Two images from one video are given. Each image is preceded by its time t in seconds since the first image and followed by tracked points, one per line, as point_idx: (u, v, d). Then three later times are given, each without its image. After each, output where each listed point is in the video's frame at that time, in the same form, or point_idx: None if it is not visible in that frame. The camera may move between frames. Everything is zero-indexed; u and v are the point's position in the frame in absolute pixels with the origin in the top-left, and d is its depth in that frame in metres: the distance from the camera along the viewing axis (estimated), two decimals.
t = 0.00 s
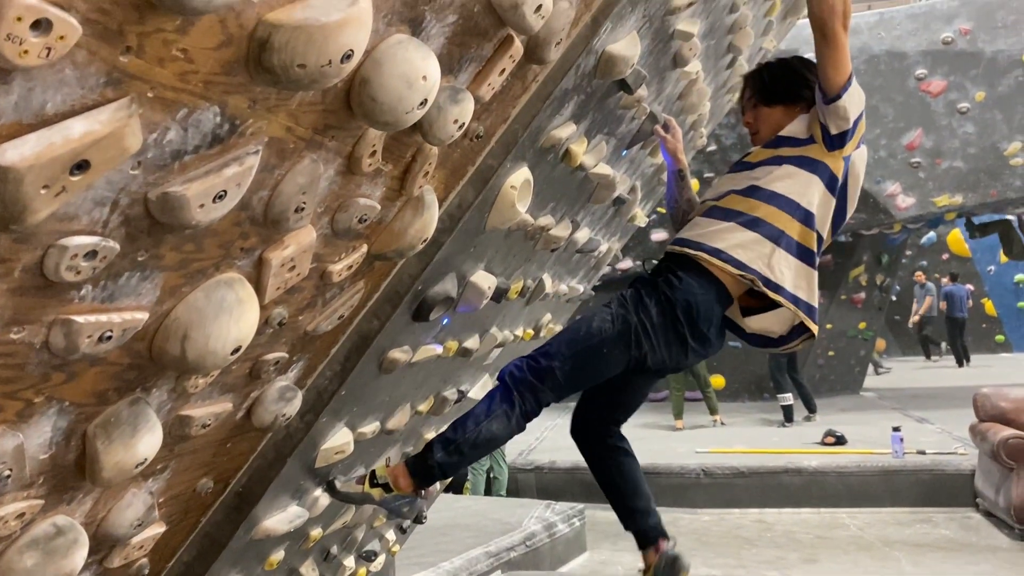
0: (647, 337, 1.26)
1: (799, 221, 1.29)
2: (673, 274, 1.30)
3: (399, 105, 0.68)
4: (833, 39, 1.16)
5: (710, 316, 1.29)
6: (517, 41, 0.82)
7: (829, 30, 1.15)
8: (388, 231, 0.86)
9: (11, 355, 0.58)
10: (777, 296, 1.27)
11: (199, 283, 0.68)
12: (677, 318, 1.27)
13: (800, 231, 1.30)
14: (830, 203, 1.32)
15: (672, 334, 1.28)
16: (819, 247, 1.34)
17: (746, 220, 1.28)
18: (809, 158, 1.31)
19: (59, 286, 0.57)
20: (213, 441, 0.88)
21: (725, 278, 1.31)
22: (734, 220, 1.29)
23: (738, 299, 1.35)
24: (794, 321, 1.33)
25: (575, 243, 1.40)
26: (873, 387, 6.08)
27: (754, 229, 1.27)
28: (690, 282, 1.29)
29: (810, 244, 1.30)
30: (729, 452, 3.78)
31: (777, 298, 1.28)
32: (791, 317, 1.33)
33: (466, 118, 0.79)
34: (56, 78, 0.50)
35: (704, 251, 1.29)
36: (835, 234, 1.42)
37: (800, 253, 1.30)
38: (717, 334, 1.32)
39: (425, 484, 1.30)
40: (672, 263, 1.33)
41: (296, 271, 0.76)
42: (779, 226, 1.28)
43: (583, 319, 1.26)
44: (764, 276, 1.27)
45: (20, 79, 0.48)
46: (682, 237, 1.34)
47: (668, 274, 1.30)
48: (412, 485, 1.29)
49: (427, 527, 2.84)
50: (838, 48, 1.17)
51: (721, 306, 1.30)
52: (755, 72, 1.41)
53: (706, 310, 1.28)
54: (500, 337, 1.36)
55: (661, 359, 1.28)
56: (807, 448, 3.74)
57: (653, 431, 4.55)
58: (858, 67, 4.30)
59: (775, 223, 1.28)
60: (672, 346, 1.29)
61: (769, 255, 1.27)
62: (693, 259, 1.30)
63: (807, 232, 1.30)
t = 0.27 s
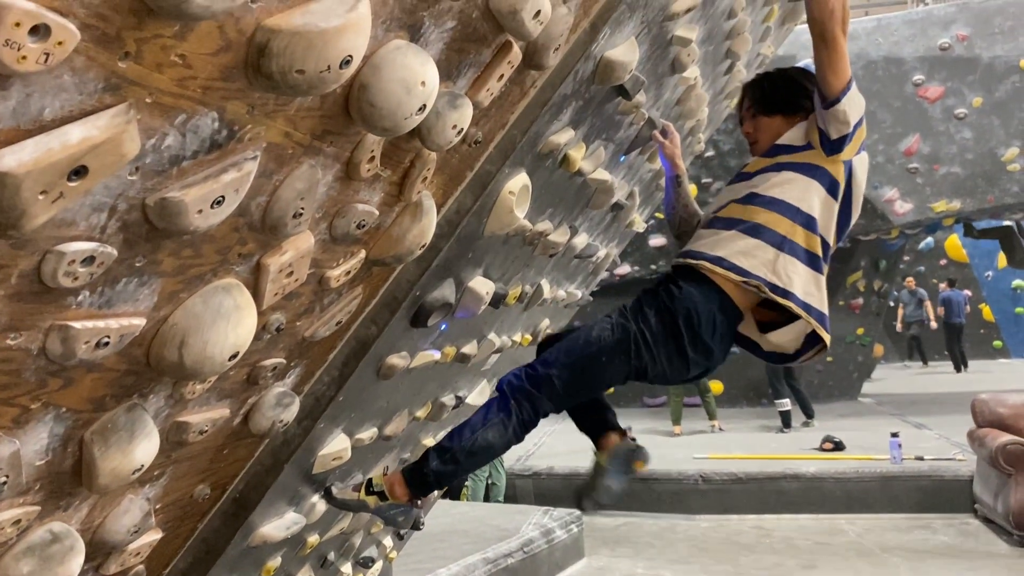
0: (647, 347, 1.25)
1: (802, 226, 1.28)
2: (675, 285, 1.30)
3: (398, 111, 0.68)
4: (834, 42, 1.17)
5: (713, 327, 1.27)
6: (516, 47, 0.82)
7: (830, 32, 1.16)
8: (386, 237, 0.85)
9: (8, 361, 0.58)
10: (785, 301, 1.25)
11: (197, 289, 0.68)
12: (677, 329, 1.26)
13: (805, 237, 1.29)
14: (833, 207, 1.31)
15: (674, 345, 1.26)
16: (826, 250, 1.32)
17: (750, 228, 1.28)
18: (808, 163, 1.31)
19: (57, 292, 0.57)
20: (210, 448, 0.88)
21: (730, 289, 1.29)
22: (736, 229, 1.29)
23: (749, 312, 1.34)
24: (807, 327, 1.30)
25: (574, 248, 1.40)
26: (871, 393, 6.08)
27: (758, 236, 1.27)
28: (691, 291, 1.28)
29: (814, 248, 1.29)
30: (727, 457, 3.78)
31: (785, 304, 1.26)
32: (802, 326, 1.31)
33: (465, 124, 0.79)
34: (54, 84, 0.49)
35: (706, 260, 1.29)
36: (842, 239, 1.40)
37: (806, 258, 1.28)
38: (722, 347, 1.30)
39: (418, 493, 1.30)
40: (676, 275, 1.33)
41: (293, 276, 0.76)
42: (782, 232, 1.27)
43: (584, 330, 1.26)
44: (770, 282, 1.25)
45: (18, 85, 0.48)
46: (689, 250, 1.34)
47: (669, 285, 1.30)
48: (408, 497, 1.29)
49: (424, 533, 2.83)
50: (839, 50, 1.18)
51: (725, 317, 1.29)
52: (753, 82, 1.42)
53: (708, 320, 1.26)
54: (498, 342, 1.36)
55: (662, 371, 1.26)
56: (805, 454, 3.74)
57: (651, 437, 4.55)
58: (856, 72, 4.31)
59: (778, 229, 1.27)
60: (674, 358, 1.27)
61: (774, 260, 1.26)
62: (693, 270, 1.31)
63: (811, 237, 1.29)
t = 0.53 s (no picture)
0: (648, 366, 1.25)
1: (804, 237, 1.28)
2: (678, 302, 1.29)
3: (395, 114, 0.67)
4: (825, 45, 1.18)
5: (715, 346, 1.27)
6: (513, 50, 0.82)
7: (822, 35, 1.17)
8: (384, 240, 0.85)
9: (4, 363, 0.57)
10: (793, 313, 1.25)
11: (193, 291, 0.67)
12: (679, 348, 1.26)
13: (807, 248, 1.28)
14: (833, 213, 1.30)
15: (675, 363, 1.27)
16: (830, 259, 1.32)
17: (754, 243, 1.27)
18: (805, 172, 1.30)
19: (53, 294, 0.57)
20: (207, 451, 0.88)
21: (734, 305, 1.29)
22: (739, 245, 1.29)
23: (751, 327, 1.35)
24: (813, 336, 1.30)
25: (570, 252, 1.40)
26: (868, 398, 6.08)
27: (762, 251, 1.26)
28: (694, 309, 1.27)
29: (818, 257, 1.29)
30: (724, 462, 3.78)
31: (792, 316, 1.26)
32: (810, 336, 1.31)
33: (462, 127, 0.79)
34: (51, 85, 0.49)
35: (709, 277, 1.29)
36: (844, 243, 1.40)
37: (811, 268, 1.28)
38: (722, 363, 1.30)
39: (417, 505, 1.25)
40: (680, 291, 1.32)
41: (290, 279, 0.76)
42: (785, 244, 1.27)
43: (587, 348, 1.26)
44: (775, 296, 1.25)
45: (14, 86, 0.47)
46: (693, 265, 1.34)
47: (672, 301, 1.29)
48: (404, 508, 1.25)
49: (421, 538, 2.82)
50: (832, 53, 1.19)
51: (728, 335, 1.28)
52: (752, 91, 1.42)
53: (711, 339, 1.26)
54: (495, 346, 1.36)
55: (662, 389, 1.27)
56: (802, 458, 3.74)
57: (648, 441, 4.55)
58: (852, 77, 4.33)
59: (781, 241, 1.27)
60: (675, 376, 1.27)
61: (778, 273, 1.26)
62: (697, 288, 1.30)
63: (814, 248, 1.28)
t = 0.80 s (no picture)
0: (644, 369, 1.25)
1: (805, 245, 1.29)
2: (675, 305, 1.29)
3: (391, 119, 0.67)
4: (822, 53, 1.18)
5: (710, 350, 1.28)
6: (510, 56, 0.82)
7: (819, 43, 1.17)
8: (380, 245, 0.85)
9: None
10: (791, 321, 1.26)
11: (189, 297, 0.67)
12: (676, 351, 1.26)
13: (807, 255, 1.29)
14: (832, 221, 1.31)
15: (671, 367, 1.27)
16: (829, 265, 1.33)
17: (754, 250, 1.27)
18: (804, 179, 1.31)
19: (48, 300, 0.56)
20: (202, 458, 0.87)
21: (732, 311, 1.29)
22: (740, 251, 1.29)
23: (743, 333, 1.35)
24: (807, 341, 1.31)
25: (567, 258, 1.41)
26: (864, 403, 6.09)
27: (763, 258, 1.26)
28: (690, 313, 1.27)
29: (817, 264, 1.30)
30: (721, 467, 3.78)
31: (792, 323, 1.26)
32: (802, 342, 1.31)
33: (459, 133, 0.79)
34: (46, 91, 0.49)
35: (709, 281, 1.29)
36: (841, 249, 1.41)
37: (811, 276, 1.29)
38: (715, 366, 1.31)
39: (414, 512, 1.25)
40: (675, 293, 1.32)
41: (287, 285, 0.75)
42: (786, 251, 1.27)
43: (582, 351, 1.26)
44: (773, 302, 1.26)
45: (9, 91, 0.47)
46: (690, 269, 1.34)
47: (669, 305, 1.29)
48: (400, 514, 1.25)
49: (418, 544, 2.82)
50: (829, 62, 1.19)
51: (723, 339, 1.29)
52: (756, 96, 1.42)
53: (707, 342, 1.26)
54: (492, 352, 1.36)
55: (658, 393, 1.27)
56: (799, 464, 3.74)
57: (645, 447, 4.54)
58: (849, 83, 4.34)
59: (782, 248, 1.27)
60: (671, 380, 1.27)
61: (778, 280, 1.26)
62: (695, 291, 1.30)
63: (814, 256, 1.29)
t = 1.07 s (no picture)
0: (639, 372, 1.25)
1: (804, 250, 1.29)
2: (674, 309, 1.28)
3: (388, 125, 0.67)
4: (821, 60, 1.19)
5: (707, 356, 1.27)
6: (507, 61, 0.82)
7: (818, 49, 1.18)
8: (376, 251, 0.85)
9: None
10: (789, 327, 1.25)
11: (184, 303, 0.67)
12: (672, 356, 1.25)
13: (807, 260, 1.29)
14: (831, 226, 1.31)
15: (666, 370, 1.26)
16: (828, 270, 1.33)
17: (753, 254, 1.27)
18: (803, 184, 1.31)
19: (41, 306, 0.56)
20: (197, 465, 0.87)
21: (729, 315, 1.29)
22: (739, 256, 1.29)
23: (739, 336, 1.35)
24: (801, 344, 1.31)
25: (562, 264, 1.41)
26: (860, 410, 6.09)
27: (763, 263, 1.26)
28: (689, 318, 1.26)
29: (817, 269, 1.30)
30: (718, 474, 3.77)
31: (791, 328, 1.26)
32: (793, 344, 1.32)
33: (456, 138, 0.79)
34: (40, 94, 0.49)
35: (709, 285, 1.28)
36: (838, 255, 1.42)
37: (811, 282, 1.29)
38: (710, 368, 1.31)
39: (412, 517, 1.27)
40: (675, 296, 1.31)
41: (282, 291, 0.75)
42: (785, 256, 1.27)
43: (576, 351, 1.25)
44: (772, 308, 1.25)
45: (2, 95, 0.47)
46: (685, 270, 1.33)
47: (670, 308, 1.28)
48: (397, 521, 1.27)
49: (414, 552, 2.80)
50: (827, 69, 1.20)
51: (720, 342, 1.28)
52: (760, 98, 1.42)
53: (705, 348, 1.26)
54: (488, 359, 1.35)
55: (652, 395, 1.28)
56: (795, 471, 3.74)
57: (642, 454, 4.53)
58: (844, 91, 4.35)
59: (782, 253, 1.27)
60: (666, 382, 1.27)
61: (778, 284, 1.26)
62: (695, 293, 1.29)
63: (815, 261, 1.29)
